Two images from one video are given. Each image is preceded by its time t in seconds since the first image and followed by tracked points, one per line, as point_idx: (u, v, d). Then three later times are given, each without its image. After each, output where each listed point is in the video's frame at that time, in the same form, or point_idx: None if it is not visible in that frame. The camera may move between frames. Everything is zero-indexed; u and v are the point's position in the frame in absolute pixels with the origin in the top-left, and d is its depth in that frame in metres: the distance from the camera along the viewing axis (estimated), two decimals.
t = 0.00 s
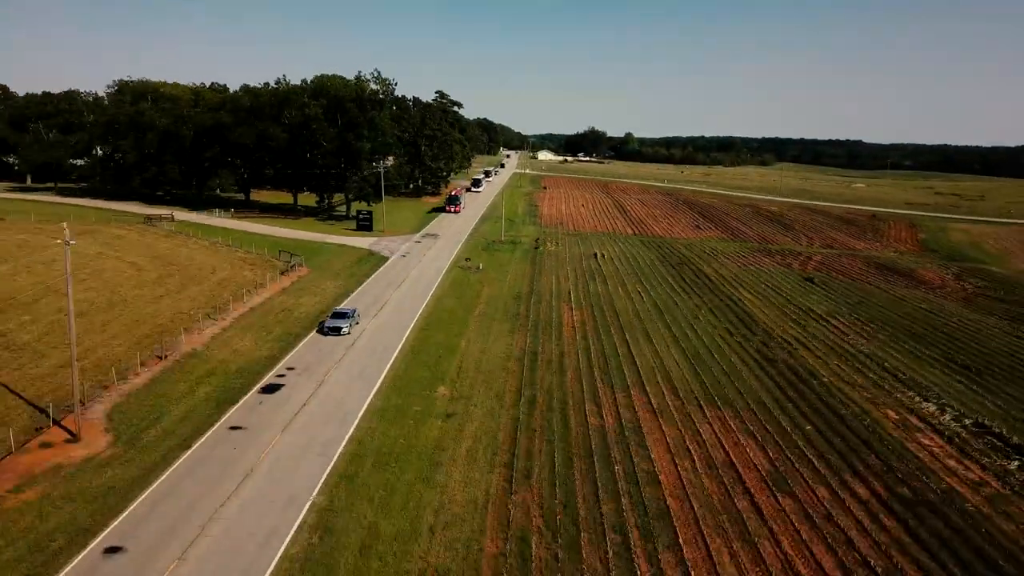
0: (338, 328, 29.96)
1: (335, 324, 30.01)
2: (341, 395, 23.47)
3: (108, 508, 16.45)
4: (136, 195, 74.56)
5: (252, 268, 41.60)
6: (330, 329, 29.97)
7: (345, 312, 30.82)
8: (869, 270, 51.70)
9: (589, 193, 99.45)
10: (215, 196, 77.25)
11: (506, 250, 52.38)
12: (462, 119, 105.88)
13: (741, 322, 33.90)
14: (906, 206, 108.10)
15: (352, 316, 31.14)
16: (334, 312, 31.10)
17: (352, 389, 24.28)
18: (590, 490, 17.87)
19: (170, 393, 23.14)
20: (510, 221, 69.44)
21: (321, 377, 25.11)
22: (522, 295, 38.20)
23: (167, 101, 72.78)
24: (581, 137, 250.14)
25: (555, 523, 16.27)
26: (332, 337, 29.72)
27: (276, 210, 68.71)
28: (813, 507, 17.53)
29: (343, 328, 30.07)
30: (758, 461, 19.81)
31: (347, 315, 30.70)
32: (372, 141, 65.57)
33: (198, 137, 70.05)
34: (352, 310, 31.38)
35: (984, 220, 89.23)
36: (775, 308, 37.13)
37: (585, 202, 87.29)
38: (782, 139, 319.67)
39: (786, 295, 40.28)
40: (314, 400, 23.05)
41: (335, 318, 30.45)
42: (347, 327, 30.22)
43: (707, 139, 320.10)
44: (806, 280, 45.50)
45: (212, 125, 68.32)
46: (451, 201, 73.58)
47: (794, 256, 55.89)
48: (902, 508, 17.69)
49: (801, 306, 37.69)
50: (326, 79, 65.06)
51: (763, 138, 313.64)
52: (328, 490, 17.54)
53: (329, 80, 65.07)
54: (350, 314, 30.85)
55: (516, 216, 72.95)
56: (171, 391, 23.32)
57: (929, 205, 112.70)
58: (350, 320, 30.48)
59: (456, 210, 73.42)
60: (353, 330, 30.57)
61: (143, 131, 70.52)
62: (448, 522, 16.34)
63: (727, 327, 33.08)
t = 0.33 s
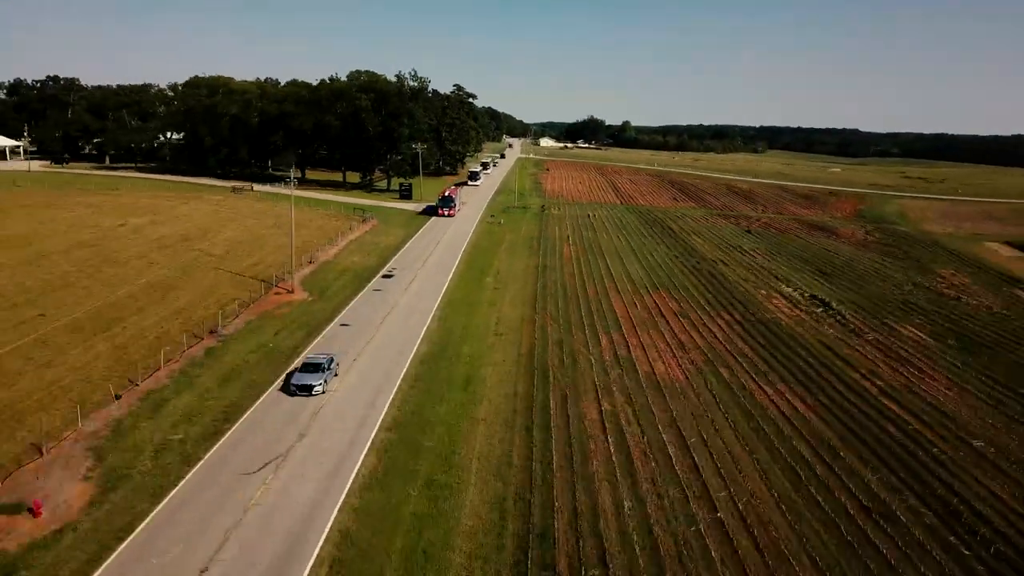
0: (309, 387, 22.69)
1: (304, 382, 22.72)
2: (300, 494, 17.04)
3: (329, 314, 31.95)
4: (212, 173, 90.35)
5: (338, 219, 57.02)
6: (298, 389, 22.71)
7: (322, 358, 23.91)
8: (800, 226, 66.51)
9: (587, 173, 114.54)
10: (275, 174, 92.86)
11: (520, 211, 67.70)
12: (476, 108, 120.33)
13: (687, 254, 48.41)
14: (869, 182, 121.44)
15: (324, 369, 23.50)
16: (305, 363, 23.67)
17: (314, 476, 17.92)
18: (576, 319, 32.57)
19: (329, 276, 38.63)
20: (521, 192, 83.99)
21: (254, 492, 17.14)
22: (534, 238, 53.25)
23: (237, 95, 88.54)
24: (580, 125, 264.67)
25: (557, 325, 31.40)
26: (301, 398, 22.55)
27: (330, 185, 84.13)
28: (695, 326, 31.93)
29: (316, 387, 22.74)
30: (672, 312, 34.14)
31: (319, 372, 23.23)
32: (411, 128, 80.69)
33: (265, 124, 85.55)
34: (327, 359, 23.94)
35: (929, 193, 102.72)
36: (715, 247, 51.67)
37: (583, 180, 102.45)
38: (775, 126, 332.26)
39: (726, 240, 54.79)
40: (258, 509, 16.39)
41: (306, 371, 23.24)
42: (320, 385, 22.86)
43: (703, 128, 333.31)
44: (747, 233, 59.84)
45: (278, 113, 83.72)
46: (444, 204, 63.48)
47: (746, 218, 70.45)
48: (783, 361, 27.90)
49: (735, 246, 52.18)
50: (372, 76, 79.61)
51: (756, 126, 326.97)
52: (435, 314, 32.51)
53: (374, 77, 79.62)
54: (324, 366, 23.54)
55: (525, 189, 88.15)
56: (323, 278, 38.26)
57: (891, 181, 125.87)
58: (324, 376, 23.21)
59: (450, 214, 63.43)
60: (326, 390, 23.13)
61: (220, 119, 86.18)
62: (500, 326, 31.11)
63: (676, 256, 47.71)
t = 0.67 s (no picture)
0: (262, 475, 17.66)
1: (256, 467, 17.71)
2: None
3: (380, 272, 40.28)
4: (246, 167, 99.32)
5: (369, 205, 65.43)
6: (249, 475, 17.72)
7: (284, 431, 18.89)
8: (777, 210, 74.48)
9: (589, 166, 122.99)
10: (302, 167, 101.67)
11: (529, 197, 75.82)
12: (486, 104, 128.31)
13: (672, 232, 56.20)
14: (854, 175, 128.57)
15: (285, 447, 18.50)
16: (261, 438, 18.65)
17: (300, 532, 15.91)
18: (575, 276, 40.49)
19: (372, 247, 47.00)
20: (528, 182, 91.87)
21: (303, 451, 19.43)
22: (541, 219, 61.45)
23: (270, 95, 97.48)
24: (583, 122, 273.01)
25: (561, 279, 39.49)
26: (253, 487, 17.60)
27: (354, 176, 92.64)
28: (672, 281, 39.73)
29: (271, 474, 17.72)
30: (655, 272, 41.97)
31: (277, 452, 18.24)
32: (428, 124, 88.47)
33: (295, 121, 94.27)
34: (290, 432, 18.99)
35: (907, 184, 109.86)
36: (697, 227, 59.46)
37: (585, 172, 110.84)
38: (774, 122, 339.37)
39: (709, 223, 62.66)
40: (307, 472, 18.35)
41: (261, 451, 18.28)
42: (277, 471, 17.82)
43: (703, 125, 340.84)
44: (728, 217, 67.63)
45: (307, 111, 92.29)
46: (440, 213, 56.46)
47: (730, 204, 78.36)
48: (737, 303, 35.43)
49: (715, 227, 59.98)
50: (393, 76, 87.72)
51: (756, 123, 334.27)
52: (465, 271, 40.75)
53: (395, 77, 87.72)
54: (285, 444, 18.50)
55: (532, 180, 96.38)
56: (368, 249, 46.64)
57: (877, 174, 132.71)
58: (283, 459, 18.14)
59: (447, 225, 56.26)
60: (286, 476, 18.11)
61: (254, 117, 95.11)
62: (517, 279, 39.27)
63: (664, 234, 55.49)
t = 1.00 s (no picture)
0: (255, 528, 15.75)
1: (250, 519, 15.79)
2: None
3: (420, 259, 44.04)
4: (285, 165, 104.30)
5: (405, 201, 69.32)
6: (242, 528, 15.82)
7: (283, 475, 16.98)
8: (797, 207, 76.70)
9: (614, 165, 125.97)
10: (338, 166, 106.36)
11: (557, 193, 78.94)
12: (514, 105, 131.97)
13: (693, 226, 59.23)
14: (880, 175, 129.32)
15: (283, 494, 16.57)
16: (255, 483, 16.73)
17: None
18: (600, 262, 43.98)
19: (410, 239, 50.78)
20: (555, 179, 95.12)
21: (305, 496, 17.51)
22: (568, 212, 64.94)
23: (309, 96, 102.27)
24: (608, 121, 275.16)
25: (587, 265, 43.02)
26: (245, 542, 15.71)
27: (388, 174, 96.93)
28: (690, 269, 42.67)
29: (266, 527, 15.80)
30: (675, 261, 44.94)
31: (273, 499, 16.30)
32: (459, 124, 92.27)
33: (332, 122, 98.86)
34: (289, 476, 17.05)
35: (931, 183, 110.66)
36: (718, 221, 62.35)
37: (611, 171, 113.93)
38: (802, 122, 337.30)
39: (729, 217, 65.50)
40: (373, 414, 21.95)
41: (255, 498, 16.36)
42: (272, 523, 15.89)
43: (730, 125, 340.02)
44: (748, 212, 70.24)
45: (344, 112, 96.76)
46: (462, 219, 52.97)
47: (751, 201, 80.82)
48: (749, 287, 38.58)
49: (735, 221, 62.67)
50: (427, 78, 91.77)
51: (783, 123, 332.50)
52: (498, 259, 44.26)
53: (429, 79, 91.79)
54: (283, 490, 16.58)
55: (559, 177, 99.64)
56: (407, 240, 50.50)
57: (903, 174, 133.14)
58: (281, 507, 16.21)
59: (469, 233, 52.71)
60: (283, 527, 16.20)
61: (294, 118, 99.96)
62: (547, 266, 42.67)
63: (685, 227, 58.56)
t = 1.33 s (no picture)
0: (251, 565, 14.67)
1: (245, 554, 14.74)
2: None
3: (448, 252, 46.44)
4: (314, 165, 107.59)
5: (431, 199, 71.77)
6: (237, 564, 14.76)
7: (283, 505, 16.03)
8: (815, 205, 77.95)
9: (635, 164, 127.65)
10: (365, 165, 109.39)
11: (579, 192, 80.92)
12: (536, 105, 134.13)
13: (711, 223, 61.01)
14: (901, 174, 129.38)
15: (282, 526, 15.60)
16: (253, 516, 15.78)
17: None
18: (621, 256, 46.09)
19: (438, 234, 53.20)
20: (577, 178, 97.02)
21: (306, 528, 16.50)
22: (590, 209, 67.00)
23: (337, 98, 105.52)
24: (629, 121, 275.91)
25: (608, 258, 45.16)
26: None
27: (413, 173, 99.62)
28: (707, 263, 44.45)
29: (262, 564, 14.72)
30: (693, 256, 46.72)
31: (272, 533, 15.36)
32: (483, 124, 94.64)
33: (360, 122, 101.92)
34: (290, 507, 16.08)
35: (954, 183, 110.70)
36: (735, 218, 64.15)
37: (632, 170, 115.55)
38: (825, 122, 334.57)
39: (746, 215, 67.15)
40: (413, 386, 24.35)
41: (253, 532, 15.36)
42: (270, 561, 14.80)
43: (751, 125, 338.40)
44: (766, 210, 71.73)
45: (371, 113, 99.72)
46: (480, 223, 51.42)
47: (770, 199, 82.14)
48: (763, 278, 40.57)
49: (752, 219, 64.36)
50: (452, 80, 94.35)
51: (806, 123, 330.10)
52: (522, 253, 46.40)
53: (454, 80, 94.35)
54: (282, 523, 15.62)
55: (580, 176, 101.54)
56: (435, 236, 52.90)
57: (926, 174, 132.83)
58: (279, 542, 15.18)
59: (487, 237, 51.16)
60: (282, 564, 15.12)
61: (323, 118, 103.16)
62: (569, 259, 44.76)
63: (703, 224, 60.41)
